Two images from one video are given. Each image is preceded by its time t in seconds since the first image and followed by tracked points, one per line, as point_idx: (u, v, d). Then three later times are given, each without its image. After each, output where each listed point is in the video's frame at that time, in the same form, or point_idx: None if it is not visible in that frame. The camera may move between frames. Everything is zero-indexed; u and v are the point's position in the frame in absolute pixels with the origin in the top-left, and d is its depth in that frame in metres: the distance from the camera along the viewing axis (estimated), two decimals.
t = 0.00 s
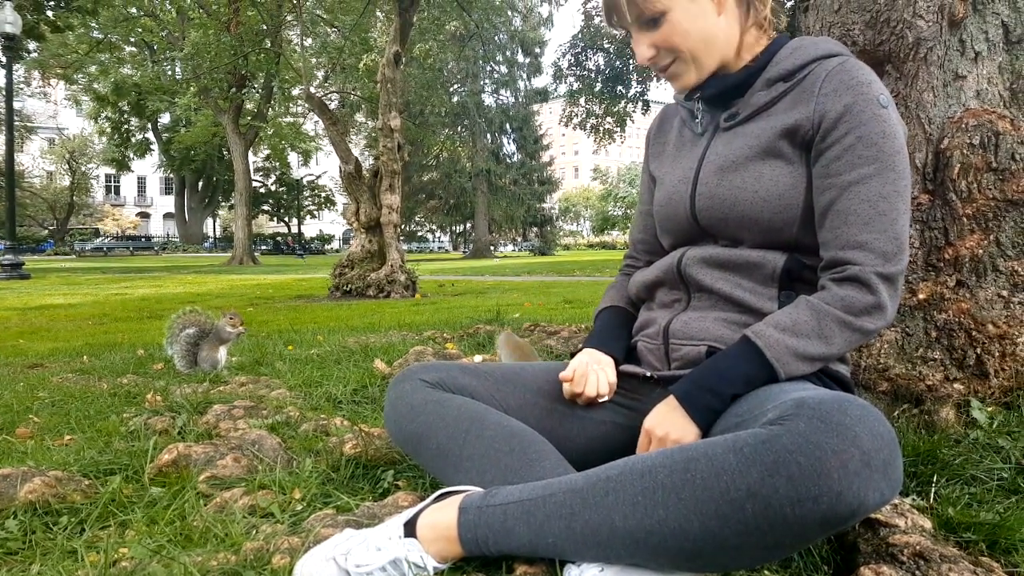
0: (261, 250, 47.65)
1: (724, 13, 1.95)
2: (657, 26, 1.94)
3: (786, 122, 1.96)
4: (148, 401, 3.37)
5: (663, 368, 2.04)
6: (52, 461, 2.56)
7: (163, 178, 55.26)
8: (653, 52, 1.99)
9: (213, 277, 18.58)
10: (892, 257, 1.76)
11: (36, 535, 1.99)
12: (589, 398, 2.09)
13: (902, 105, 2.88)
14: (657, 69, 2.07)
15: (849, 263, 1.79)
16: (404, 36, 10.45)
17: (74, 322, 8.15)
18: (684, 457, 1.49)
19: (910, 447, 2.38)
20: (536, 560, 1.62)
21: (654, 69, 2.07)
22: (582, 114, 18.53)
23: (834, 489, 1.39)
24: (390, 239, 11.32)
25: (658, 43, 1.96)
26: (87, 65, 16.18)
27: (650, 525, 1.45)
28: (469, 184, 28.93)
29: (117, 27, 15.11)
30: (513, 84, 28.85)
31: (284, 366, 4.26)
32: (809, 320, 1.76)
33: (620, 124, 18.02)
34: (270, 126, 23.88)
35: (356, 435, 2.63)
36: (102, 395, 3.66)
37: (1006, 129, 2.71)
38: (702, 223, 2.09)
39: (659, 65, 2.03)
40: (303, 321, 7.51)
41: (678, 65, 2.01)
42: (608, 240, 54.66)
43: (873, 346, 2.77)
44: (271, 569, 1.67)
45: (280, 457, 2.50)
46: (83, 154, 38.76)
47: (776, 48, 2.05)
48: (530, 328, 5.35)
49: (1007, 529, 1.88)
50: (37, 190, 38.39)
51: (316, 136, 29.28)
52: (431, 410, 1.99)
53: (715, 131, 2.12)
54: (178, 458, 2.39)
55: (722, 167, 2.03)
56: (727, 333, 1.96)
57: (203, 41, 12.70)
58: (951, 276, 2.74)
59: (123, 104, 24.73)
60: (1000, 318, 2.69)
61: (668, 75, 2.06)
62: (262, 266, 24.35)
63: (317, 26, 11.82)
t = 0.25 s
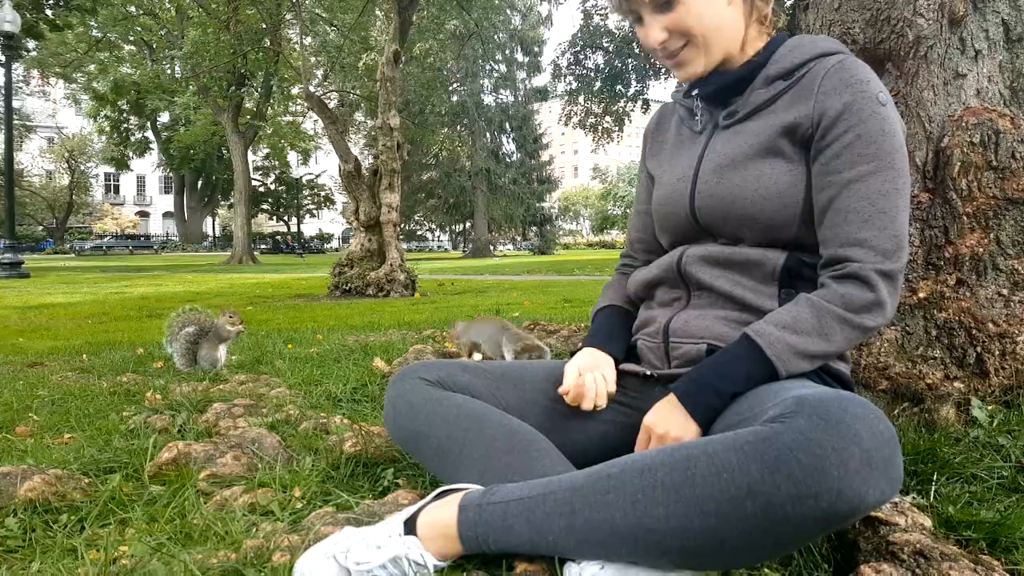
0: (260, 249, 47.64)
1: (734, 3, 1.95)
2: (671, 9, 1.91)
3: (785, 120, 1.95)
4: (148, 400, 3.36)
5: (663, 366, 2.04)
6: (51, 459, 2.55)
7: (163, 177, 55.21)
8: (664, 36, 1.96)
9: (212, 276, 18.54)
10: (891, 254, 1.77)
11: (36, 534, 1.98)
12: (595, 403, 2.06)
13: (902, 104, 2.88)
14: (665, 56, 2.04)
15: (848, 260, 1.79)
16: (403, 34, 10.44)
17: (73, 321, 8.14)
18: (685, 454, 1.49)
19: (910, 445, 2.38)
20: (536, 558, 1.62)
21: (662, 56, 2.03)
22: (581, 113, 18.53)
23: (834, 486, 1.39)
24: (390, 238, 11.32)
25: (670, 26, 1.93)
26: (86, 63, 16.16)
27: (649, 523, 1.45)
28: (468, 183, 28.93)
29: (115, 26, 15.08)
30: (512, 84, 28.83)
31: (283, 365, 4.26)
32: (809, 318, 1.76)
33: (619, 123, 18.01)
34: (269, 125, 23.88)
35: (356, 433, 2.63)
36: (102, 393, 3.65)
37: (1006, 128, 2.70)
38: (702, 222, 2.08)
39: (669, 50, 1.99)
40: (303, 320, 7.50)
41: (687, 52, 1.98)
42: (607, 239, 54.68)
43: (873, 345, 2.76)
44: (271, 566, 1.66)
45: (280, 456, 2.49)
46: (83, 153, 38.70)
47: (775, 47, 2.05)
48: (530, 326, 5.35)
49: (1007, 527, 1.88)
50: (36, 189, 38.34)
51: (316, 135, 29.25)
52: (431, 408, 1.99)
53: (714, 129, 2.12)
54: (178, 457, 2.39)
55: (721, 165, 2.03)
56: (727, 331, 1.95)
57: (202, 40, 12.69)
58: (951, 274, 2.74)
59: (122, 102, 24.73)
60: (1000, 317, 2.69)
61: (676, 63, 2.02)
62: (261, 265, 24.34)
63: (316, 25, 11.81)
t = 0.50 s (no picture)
0: (261, 248, 47.64)
1: None
2: None
3: (783, 119, 1.95)
4: (149, 399, 3.36)
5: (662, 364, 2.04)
6: (53, 459, 2.55)
7: (163, 177, 55.19)
8: None
9: (212, 275, 18.52)
10: (891, 250, 1.77)
11: (38, 533, 1.99)
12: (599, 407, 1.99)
13: (903, 102, 2.88)
14: (693, 25, 2.07)
15: (847, 257, 1.79)
16: (403, 34, 10.43)
17: (74, 321, 8.13)
18: (686, 452, 1.49)
19: (911, 445, 2.38)
20: (538, 558, 1.62)
21: (692, 23, 2.07)
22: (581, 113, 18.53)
23: (836, 486, 1.39)
24: (390, 237, 11.31)
25: None
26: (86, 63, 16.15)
27: (651, 522, 1.45)
28: (468, 182, 28.92)
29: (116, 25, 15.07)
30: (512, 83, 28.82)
31: (284, 364, 4.26)
32: (810, 315, 1.76)
33: (619, 122, 18.00)
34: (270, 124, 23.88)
35: (357, 432, 2.63)
36: (103, 392, 3.65)
37: (1008, 127, 2.70)
38: (702, 222, 2.08)
39: (703, 13, 2.04)
40: (303, 319, 7.49)
41: (721, 15, 2.04)
42: (608, 239, 54.69)
43: (874, 344, 2.76)
44: (273, 565, 1.66)
45: (282, 455, 2.50)
46: (83, 153, 38.66)
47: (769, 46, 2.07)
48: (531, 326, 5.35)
49: (1009, 527, 1.88)
50: (36, 189, 38.33)
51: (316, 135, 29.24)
52: (432, 408, 1.99)
53: (711, 130, 2.12)
54: (179, 456, 2.39)
55: (720, 166, 2.02)
56: (729, 330, 1.95)
57: (202, 40, 12.69)
58: (952, 273, 2.74)
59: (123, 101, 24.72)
60: (1002, 316, 2.69)
61: (705, 30, 2.06)
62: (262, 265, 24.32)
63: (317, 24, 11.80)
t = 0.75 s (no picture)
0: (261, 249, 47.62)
1: None
2: None
3: (780, 122, 1.96)
4: (149, 400, 3.36)
5: (661, 363, 2.04)
6: (52, 460, 2.55)
7: (163, 178, 55.19)
8: None
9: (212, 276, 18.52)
10: (887, 250, 1.77)
11: (37, 535, 1.99)
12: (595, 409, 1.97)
13: (902, 104, 2.88)
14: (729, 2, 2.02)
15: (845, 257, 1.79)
16: (403, 34, 10.44)
17: (74, 321, 8.13)
18: (686, 454, 1.49)
19: (911, 446, 2.38)
20: (538, 560, 1.62)
21: None
22: (581, 113, 18.56)
23: (835, 487, 1.39)
24: (390, 238, 11.32)
25: None
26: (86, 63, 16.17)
27: (651, 524, 1.45)
28: (468, 183, 28.93)
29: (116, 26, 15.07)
30: (512, 84, 28.84)
31: (284, 365, 4.26)
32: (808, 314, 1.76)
33: (619, 123, 18.02)
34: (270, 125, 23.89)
35: (357, 433, 2.63)
36: (102, 394, 3.65)
37: (1007, 128, 2.70)
38: (701, 226, 2.07)
39: None
40: (304, 320, 7.50)
41: None
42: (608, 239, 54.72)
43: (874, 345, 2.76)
44: (272, 568, 1.66)
45: (281, 456, 2.50)
46: (83, 153, 38.64)
47: (765, 49, 2.08)
48: (531, 327, 5.35)
49: (1009, 528, 1.88)
50: (36, 189, 38.31)
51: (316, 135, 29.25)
52: (433, 409, 1.99)
53: (708, 133, 2.12)
54: (179, 458, 2.38)
55: (719, 170, 2.02)
56: (729, 332, 1.96)
57: (202, 40, 12.69)
58: (952, 274, 2.74)
59: (123, 103, 24.73)
60: (1001, 317, 2.68)
61: (740, 9, 2.02)
62: (262, 265, 24.33)
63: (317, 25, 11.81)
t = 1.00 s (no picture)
0: (260, 250, 47.62)
1: None
2: None
3: (778, 124, 1.96)
4: (147, 402, 3.36)
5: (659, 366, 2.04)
6: (51, 462, 2.56)
7: (162, 179, 55.16)
8: None
9: (211, 278, 18.52)
10: (883, 252, 1.77)
11: (36, 536, 1.99)
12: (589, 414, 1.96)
13: (902, 107, 2.88)
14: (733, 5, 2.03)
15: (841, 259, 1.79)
16: (403, 36, 10.47)
17: (74, 323, 8.14)
18: (683, 456, 1.49)
19: (909, 449, 2.38)
20: (537, 562, 1.62)
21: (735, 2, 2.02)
22: (581, 115, 18.59)
23: (833, 490, 1.40)
24: (389, 239, 11.33)
25: None
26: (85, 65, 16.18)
27: (650, 527, 1.45)
28: (468, 185, 28.96)
29: (116, 27, 15.08)
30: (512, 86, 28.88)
31: (283, 367, 4.26)
32: (805, 316, 1.76)
33: (619, 125, 18.04)
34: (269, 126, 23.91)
35: (356, 435, 2.63)
36: (102, 395, 3.65)
37: (1005, 131, 2.71)
38: (699, 229, 2.08)
39: None
40: (304, 322, 7.50)
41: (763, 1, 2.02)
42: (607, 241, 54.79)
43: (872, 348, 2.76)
44: (271, 570, 1.66)
45: (280, 459, 2.50)
46: (83, 154, 38.63)
47: (763, 52, 2.09)
48: (530, 329, 5.36)
49: (1006, 531, 1.88)
50: (36, 191, 38.31)
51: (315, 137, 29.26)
52: (432, 411, 1.99)
53: (705, 135, 2.12)
54: (178, 459, 2.39)
55: (716, 173, 2.02)
56: (726, 334, 1.96)
57: (202, 42, 12.71)
58: (950, 277, 2.75)
59: (122, 104, 24.75)
60: (999, 320, 2.69)
61: (743, 14, 2.03)
62: (261, 267, 24.33)
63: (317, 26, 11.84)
